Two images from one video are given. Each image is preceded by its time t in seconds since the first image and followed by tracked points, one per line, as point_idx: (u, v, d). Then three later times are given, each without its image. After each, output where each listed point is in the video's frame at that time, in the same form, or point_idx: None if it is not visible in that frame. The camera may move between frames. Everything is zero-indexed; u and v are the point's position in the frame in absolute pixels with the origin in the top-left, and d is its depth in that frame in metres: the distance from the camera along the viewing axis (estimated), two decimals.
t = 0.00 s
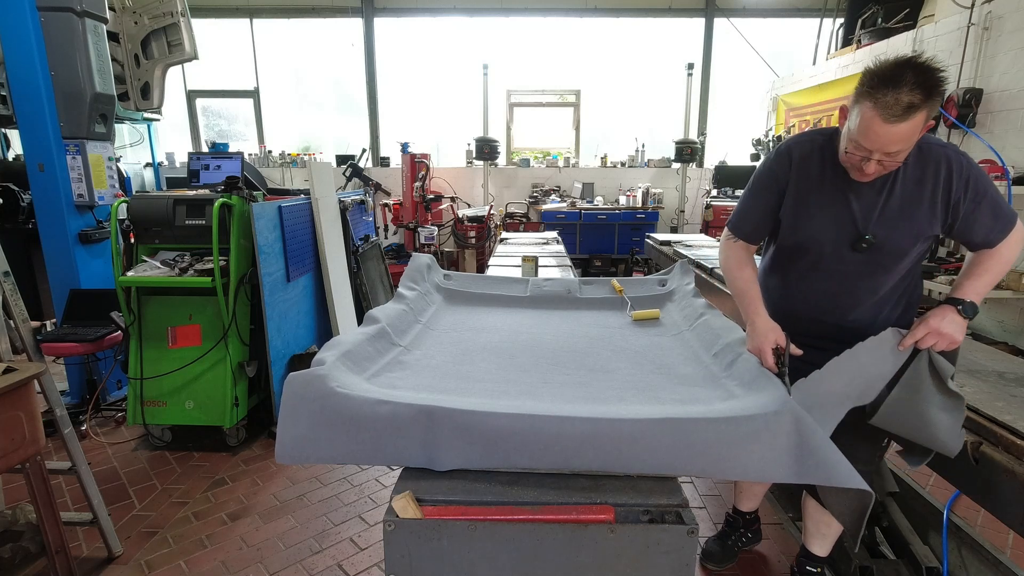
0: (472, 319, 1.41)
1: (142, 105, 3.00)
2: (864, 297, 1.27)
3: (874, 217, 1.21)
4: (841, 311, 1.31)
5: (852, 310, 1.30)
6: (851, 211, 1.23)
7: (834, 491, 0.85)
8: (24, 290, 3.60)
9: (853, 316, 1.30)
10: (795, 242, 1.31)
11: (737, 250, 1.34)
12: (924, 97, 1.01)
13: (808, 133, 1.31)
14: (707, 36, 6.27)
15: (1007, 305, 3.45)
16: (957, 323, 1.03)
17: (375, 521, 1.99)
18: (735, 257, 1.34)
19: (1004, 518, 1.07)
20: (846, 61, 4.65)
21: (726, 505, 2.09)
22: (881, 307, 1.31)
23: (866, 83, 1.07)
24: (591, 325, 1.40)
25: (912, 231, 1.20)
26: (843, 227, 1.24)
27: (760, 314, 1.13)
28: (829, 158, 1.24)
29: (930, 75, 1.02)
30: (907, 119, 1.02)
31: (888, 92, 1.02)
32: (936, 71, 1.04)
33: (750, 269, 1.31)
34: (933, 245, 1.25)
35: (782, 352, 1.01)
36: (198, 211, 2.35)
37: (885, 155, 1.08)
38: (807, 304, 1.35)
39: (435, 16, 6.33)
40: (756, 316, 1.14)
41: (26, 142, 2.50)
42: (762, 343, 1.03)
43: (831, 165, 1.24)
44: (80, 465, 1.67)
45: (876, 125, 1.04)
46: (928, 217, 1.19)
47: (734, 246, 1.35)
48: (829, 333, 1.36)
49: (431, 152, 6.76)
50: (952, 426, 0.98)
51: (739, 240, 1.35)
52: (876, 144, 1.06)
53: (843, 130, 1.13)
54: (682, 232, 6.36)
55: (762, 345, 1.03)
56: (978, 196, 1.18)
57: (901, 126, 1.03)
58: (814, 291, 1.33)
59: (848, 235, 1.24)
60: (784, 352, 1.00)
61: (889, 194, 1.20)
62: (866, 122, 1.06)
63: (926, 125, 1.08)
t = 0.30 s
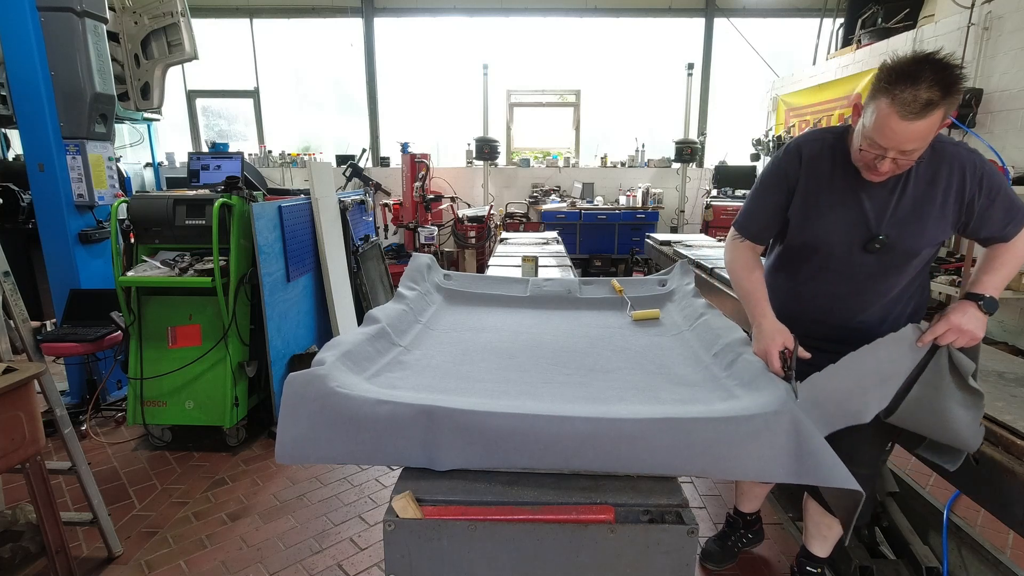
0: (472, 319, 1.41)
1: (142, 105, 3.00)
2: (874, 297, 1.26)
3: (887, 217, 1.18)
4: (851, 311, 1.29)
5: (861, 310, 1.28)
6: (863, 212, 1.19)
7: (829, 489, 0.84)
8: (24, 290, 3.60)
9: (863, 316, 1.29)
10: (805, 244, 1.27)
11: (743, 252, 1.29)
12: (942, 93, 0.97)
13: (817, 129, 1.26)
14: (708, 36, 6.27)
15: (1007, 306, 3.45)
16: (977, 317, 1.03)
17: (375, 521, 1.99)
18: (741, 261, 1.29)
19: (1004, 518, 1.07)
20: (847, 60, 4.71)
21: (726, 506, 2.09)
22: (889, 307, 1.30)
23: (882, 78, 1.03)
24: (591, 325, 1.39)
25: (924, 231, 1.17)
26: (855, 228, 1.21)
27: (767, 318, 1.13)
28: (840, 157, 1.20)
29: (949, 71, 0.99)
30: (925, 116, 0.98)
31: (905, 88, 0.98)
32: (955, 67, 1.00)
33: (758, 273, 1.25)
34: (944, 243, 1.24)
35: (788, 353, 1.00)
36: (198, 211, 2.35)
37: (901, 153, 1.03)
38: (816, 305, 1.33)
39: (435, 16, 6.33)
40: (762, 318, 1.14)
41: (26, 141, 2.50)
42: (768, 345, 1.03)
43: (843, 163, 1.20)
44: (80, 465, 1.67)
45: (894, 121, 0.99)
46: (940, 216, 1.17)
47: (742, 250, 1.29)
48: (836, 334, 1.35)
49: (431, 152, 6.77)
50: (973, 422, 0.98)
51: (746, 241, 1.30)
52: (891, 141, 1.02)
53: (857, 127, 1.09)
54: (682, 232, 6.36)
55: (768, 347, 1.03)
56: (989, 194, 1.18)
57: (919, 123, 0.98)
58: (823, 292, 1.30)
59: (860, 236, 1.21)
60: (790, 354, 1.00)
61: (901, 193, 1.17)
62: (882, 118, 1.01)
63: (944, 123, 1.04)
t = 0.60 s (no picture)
0: (472, 319, 1.41)
1: (142, 105, 3.00)
2: (889, 296, 1.24)
3: (903, 213, 1.16)
4: (864, 310, 1.27)
5: (875, 310, 1.26)
6: (879, 208, 1.17)
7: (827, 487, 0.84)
8: (24, 290, 3.60)
9: (877, 316, 1.27)
10: (819, 241, 1.25)
11: (751, 251, 1.27)
12: (965, 88, 0.96)
13: (830, 125, 1.25)
14: (708, 36, 6.27)
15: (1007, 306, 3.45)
16: (993, 315, 1.02)
17: (375, 521, 1.99)
18: (750, 260, 1.27)
19: (1004, 518, 1.07)
20: (847, 57, 4.76)
21: (727, 506, 2.09)
22: (903, 307, 1.28)
23: (905, 71, 1.02)
24: (591, 325, 1.39)
25: (941, 229, 1.16)
26: (871, 226, 1.19)
27: (771, 318, 1.12)
28: (855, 153, 1.19)
29: (972, 67, 0.98)
30: (947, 110, 0.97)
31: (929, 81, 0.97)
32: (978, 63, 0.99)
33: (767, 275, 1.24)
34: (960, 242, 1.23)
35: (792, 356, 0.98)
36: (198, 211, 2.35)
37: (921, 148, 1.02)
38: (828, 304, 1.30)
39: (435, 16, 6.33)
40: (766, 318, 1.13)
41: (26, 142, 2.50)
42: (772, 347, 1.02)
43: (857, 160, 1.19)
44: (80, 465, 1.67)
45: (915, 114, 0.98)
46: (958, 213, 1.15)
47: (751, 249, 1.28)
48: (844, 334, 1.33)
49: (431, 152, 6.77)
50: (991, 421, 0.97)
51: (756, 239, 1.28)
52: (911, 135, 1.00)
53: (875, 121, 1.08)
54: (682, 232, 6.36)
55: (770, 349, 1.02)
56: (1005, 192, 1.17)
57: (941, 117, 0.97)
58: (837, 292, 1.28)
59: (876, 234, 1.19)
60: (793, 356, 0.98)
61: (918, 190, 1.15)
62: (903, 111, 1.00)
63: (964, 121, 1.03)
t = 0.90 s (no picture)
0: (472, 319, 1.41)
1: (142, 105, 3.00)
2: (901, 293, 1.23)
3: (915, 208, 1.15)
4: (876, 308, 1.25)
5: (886, 307, 1.25)
6: (890, 203, 1.16)
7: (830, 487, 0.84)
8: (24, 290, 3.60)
9: (888, 314, 1.25)
10: (829, 238, 1.23)
11: (756, 248, 1.28)
12: (975, 76, 0.97)
13: (834, 122, 1.25)
14: (708, 36, 6.27)
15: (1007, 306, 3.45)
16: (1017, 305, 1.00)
17: (375, 521, 1.99)
18: (755, 258, 1.28)
19: (1005, 518, 1.07)
20: (847, 58, 4.74)
21: (727, 506, 2.09)
22: (913, 304, 1.26)
23: (912, 60, 1.02)
24: (591, 325, 1.39)
25: (953, 223, 1.15)
26: (882, 221, 1.17)
27: (777, 319, 1.12)
28: (863, 147, 1.19)
29: (980, 55, 0.98)
30: (955, 99, 0.97)
31: (937, 69, 0.97)
32: (988, 50, 0.99)
33: (772, 274, 1.25)
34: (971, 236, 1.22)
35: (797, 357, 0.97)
36: (198, 211, 2.35)
37: (930, 138, 1.02)
38: (838, 303, 1.28)
39: (435, 16, 6.34)
40: (771, 319, 1.13)
41: (26, 142, 2.50)
42: (778, 348, 1.01)
43: (865, 154, 1.18)
44: (80, 465, 1.67)
45: (924, 103, 0.98)
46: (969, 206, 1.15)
47: (756, 246, 1.28)
48: (852, 335, 1.31)
49: (431, 152, 6.77)
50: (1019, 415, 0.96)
51: (760, 236, 1.28)
52: (920, 125, 1.00)
53: (882, 113, 1.08)
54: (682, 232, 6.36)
55: (776, 349, 1.01)
56: (1012, 187, 1.17)
57: (949, 106, 0.97)
58: (848, 290, 1.26)
59: (887, 229, 1.18)
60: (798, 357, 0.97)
61: (929, 184, 1.15)
62: (911, 101, 1.00)
63: (973, 109, 1.03)
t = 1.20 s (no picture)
0: (472, 319, 1.41)
1: (142, 105, 3.00)
2: (909, 296, 1.21)
3: (919, 208, 1.15)
4: (884, 313, 1.23)
5: (895, 312, 1.23)
6: (894, 205, 1.16)
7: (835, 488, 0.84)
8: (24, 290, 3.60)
9: (896, 318, 1.24)
10: (834, 242, 1.21)
11: (750, 254, 1.28)
12: (967, 74, 0.97)
13: (828, 125, 1.25)
14: (708, 36, 6.27)
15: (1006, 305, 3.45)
16: None
17: (375, 521, 1.99)
18: (750, 262, 1.28)
19: (1005, 518, 1.07)
20: (847, 58, 4.75)
21: (727, 506, 2.09)
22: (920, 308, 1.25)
23: (901, 62, 1.02)
24: (592, 325, 1.39)
25: (957, 223, 1.16)
26: (887, 223, 1.17)
27: (777, 323, 1.11)
28: (861, 150, 1.18)
29: (972, 52, 0.98)
30: (948, 98, 0.97)
31: (928, 70, 0.97)
32: (980, 47, 0.99)
33: (766, 278, 1.24)
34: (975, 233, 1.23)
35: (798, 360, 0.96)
36: (198, 211, 2.35)
37: (924, 139, 1.01)
38: (846, 309, 1.26)
39: (435, 17, 6.34)
40: (769, 322, 1.13)
41: (26, 142, 2.50)
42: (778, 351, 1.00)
43: (864, 157, 1.18)
44: (80, 465, 1.67)
45: (917, 104, 0.98)
46: (972, 205, 1.15)
47: (749, 252, 1.29)
48: (860, 343, 1.28)
49: (431, 152, 6.76)
50: None
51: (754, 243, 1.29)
52: (914, 126, 1.00)
53: (875, 114, 1.08)
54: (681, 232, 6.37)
55: (776, 353, 1.00)
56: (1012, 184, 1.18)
57: (943, 105, 0.97)
58: (856, 296, 1.24)
59: (892, 231, 1.17)
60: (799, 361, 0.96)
61: (931, 184, 1.15)
62: (903, 101, 1.00)
63: (967, 108, 1.02)
